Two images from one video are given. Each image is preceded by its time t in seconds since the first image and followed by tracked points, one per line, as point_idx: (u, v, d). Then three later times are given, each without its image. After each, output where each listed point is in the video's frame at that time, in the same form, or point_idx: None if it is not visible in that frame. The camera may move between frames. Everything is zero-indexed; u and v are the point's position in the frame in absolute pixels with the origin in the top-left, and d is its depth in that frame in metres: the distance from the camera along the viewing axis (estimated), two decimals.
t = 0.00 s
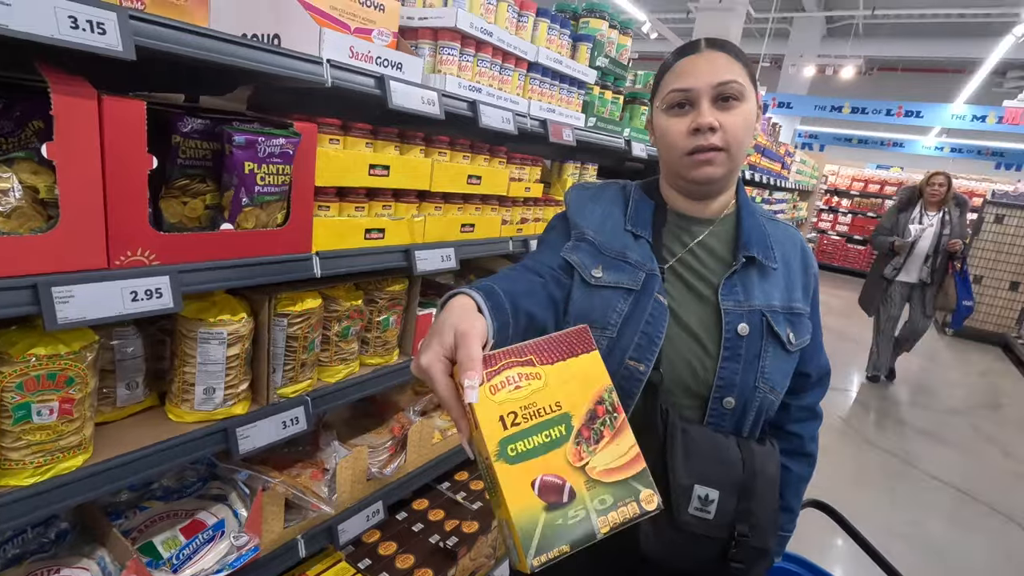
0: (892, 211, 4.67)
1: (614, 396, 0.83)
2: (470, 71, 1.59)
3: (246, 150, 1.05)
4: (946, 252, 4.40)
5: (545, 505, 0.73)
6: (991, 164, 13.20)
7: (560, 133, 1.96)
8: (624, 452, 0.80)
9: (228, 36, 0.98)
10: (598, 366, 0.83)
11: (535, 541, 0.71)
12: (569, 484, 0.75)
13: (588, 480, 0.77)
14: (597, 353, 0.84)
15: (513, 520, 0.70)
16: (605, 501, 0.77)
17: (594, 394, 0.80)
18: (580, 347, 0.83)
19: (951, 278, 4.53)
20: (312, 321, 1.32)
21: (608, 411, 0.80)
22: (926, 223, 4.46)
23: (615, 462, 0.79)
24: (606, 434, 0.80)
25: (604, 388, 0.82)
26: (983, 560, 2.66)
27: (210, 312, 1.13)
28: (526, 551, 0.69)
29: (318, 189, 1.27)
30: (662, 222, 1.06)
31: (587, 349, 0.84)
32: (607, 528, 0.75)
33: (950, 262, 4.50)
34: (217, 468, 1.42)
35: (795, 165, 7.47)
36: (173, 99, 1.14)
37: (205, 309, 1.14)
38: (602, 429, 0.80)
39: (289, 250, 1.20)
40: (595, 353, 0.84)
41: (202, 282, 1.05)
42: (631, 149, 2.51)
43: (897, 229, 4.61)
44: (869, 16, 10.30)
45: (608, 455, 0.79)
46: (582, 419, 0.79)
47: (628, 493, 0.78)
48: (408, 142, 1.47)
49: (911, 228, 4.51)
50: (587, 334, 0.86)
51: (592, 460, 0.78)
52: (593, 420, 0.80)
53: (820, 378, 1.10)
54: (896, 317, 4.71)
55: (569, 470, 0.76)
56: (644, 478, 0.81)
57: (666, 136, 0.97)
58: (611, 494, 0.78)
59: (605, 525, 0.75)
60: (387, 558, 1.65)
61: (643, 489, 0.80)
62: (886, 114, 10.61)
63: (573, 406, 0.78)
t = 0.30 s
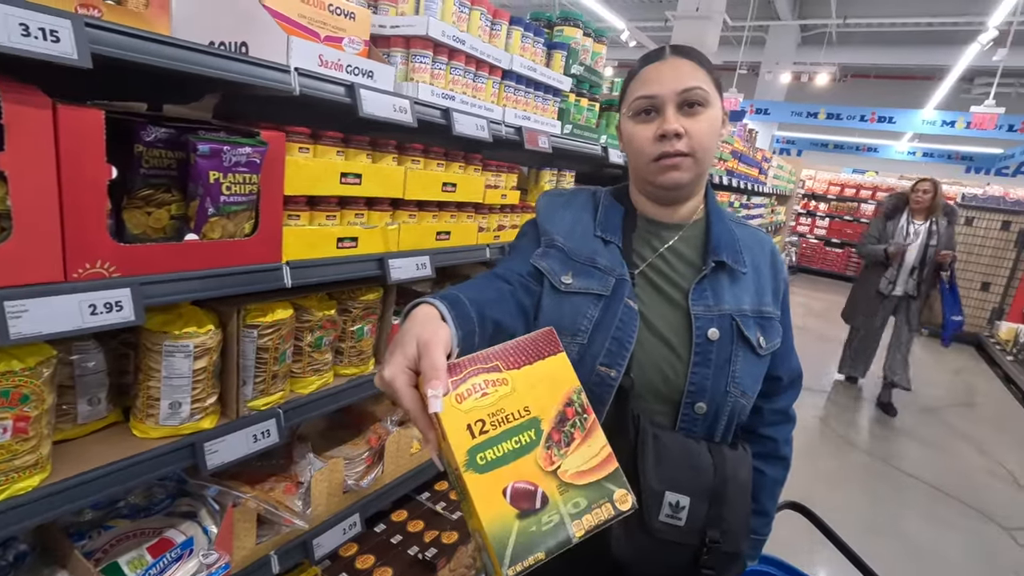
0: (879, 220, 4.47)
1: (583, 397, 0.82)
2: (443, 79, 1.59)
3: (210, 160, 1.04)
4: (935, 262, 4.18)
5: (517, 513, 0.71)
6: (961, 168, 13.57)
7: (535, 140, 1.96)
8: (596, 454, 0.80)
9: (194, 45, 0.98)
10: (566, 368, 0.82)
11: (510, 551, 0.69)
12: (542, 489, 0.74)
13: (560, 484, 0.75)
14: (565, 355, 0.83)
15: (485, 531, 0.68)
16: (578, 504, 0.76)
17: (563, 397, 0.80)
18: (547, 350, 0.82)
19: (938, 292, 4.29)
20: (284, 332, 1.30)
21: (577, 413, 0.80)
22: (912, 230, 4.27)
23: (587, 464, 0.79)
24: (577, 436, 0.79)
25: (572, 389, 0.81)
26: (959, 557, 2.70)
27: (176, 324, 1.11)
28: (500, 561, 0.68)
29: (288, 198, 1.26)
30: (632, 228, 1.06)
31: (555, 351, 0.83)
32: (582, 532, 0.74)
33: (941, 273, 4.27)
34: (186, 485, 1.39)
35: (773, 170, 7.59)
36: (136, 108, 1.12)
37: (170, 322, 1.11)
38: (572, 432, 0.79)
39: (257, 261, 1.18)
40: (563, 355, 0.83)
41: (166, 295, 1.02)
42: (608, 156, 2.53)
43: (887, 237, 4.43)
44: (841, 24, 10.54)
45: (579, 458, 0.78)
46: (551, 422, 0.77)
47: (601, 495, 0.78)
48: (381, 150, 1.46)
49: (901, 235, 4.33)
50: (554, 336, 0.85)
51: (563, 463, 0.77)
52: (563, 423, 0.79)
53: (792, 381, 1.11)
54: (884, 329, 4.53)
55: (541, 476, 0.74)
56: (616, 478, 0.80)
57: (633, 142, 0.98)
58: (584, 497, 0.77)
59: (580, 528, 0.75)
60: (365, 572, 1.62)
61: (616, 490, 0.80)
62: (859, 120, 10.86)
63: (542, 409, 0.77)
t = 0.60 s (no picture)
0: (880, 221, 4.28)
1: (574, 382, 0.80)
2: (425, 87, 1.58)
3: (185, 170, 1.02)
4: (936, 266, 3.88)
5: (526, 506, 0.69)
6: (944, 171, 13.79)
7: (519, 146, 1.96)
8: (595, 437, 0.78)
9: (170, 54, 0.97)
10: (553, 355, 0.80)
11: (524, 546, 0.67)
12: (547, 477, 0.72)
13: (564, 471, 0.73)
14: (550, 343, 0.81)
15: (495, 529, 0.66)
16: (586, 489, 0.74)
17: (554, 384, 0.77)
18: (530, 341, 0.79)
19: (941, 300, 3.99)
20: (263, 343, 1.28)
21: (570, 399, 0.77)
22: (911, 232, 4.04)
23: (588, 448, 0.77)
24: (574, 422, 0.77)
25: (563, 375, 0.79)
26: (945, 557, 2.72)
27: (152, 337, 1.09)
28: (515, 558, 0.66)
29: (266, 207, 1.24)
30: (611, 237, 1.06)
31: (539, 339, 0.80)
32: (593, 516, 0.73)
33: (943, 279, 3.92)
34: (165, 499, 1.37)
35: (759, 173, 7.66)
36: (109, 118, 1.10)
37: (146, 335, 1.10)
38: (568, 418, 0.77)
39: (234, 272, 1.17)
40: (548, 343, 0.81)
41: (140, 308, 1.01)
42: (593, 161, 2.54)
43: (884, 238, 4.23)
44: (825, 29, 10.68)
45: (578, 444, 0.76)
46: (547, 410, 0.75)
47: (607, 476, 0.76)
48: (362, 158, 1.46)
49: (899, 235, 4.11)
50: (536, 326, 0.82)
51: (565, 450, 0.75)
52: (558, 410, 0.76)
53: (774, 387, 1.11)
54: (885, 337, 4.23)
55: (544, 464, 0.72)
56: (619, 457, 0.78)
57: (610, 150, 0.98)
58: (590, 481, 0.75)
59: (589, 512, 0.73)
60: None
61: (621, 469, 0.78)
62: (844, 124, 10.99)
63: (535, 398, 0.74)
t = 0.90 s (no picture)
0: (885, 230, 4.01)
1: (566, 380, 0.79)
2: (419, 93, 1.60)
3: (180, 177, 1.04)
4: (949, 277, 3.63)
5: (522, 505, 0.69)
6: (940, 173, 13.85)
7: (513, 151, 1.98)
8: (588, 435, 0.78)
9: (162, 63, 0.99)
10: (544, 354, 0.79)
11: (521, 544, 0.67)
12: (543, 476, 0.72)
13: (560, 469, 0.74)
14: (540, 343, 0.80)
15: (493, 530, 0.66)
16: (582, 485, 0.75)
17: (547, 383, 0.77)
18: (519, 341, 0.79)
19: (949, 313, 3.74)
20: (259, 347, 1.30)
21: (563, 397, 0.77)
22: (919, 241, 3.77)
23: (582, 445, 0.77)
24: (568, 420, 0.77)
25: (555, 374, 0.79)
26: (940, 557, 2.74)
27: (148, 342, 1.10)
28: (514, 557, 0.66)
29: (262, 213, 1.26)
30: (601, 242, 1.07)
31: (529, 340, 0.80)
32: (589, 512, 0.74)
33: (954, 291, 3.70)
34: (162, 503, 1.38)
35: (755, 176, 7.69)
36: (105, 126, 1.11)
37: (142, 341, 1.11)
38: (562, 416, 0.76)
39: (230, 278, 1.18)
40: (539, 343, 0.80)
41: (135, 313, 1.02)
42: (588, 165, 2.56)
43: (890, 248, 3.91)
44: (820, 32, 10.73)
45: (573, 441, 0.76)
46: (540, 410, 0.75)
47: (601, 473, 0.76)
48: (357, 165, 1.47)
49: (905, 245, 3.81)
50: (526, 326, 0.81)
51: (559, 448, 0.75)
52: (551, 408, 0.76)
53: (764, 389, 1.12)
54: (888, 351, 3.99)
55: (540, 463, 0.72)
56: (612, 453, 0.78)
57: (599, 156, 1.00)
58: (585, 477, 0.75)
59: (584, 509, 0.73)
60: None
61: (614, 465, 0.78)
62: (839, 126, 11.04)
63: (529, 398, 0.74)
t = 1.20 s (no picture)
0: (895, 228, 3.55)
1: (527, 374, 0.79)
2: (404, 93, 1.60)
3: (156, 176, 1.04)
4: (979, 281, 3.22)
5: (481, 500, 0.69)
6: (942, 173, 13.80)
7: (502, 151, 1.98)
8: (550, 427, 0.77)
9: (137, 63, 0.99)
10: (505, 349, 0.79)
11: (479, 541, 0.67)
12: (502, 470, 0.71)
13: (519, 463, 0.73)
14: (501, 339, 0.80)
15: (450, 527, 0.65)
16: (543, 479, 0.74)
17: (508, 378, 0.77)
18: (478, 337, 0.79)
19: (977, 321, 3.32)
20: (240, 347, 1.30)
21: (524, 391, 0.77)
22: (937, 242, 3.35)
23: (543, 439, 0.76)
24: (529, 413, 0.76)
25: (516, 368, 0.79)
26: (937, 558, 2.72)
27: (126, 342, 1.10)
28: (472, 554, 0.66)
29: (242, 213, 1.25)
30: (578, 239, 1.07)
31: (489, 335, 0.80)
32: (550, 505, 0.73)
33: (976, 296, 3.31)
34: (144, 503, 1.37)
35: (754, 176, 7.67)
36: (82, 126, 1.12)
37: (120, 340, 1.11)
38: (523, 410, 0.76)
39: (209, 277, 1.18)
40: (500, 338, 0.80)
41: (111, 312, 1.02)
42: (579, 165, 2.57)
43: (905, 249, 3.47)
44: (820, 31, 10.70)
45: (534, 435, 0.76)
46: (500, 404, 0.75)
47: (563, 466, 0.76)
48: (340, 164, 1.47)
49: (923, 247, 3.37)
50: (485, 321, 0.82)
51: (520, 442, 0.74)
52: (512, 402, 0.76)
53: (744, 388, 1.12)
54: (903, 363, 3.63)
55: (499, 457, 0.72)
56: (575, 447, 0.78)
57: (574, 153, 0.99)
58: (547, 471, 0.75)
59: (545, 502, 0.73)
60: None
61: (577, 458, 0.78)
62: (840, 126, 11.01)
63: (487, 392, 0.74)
